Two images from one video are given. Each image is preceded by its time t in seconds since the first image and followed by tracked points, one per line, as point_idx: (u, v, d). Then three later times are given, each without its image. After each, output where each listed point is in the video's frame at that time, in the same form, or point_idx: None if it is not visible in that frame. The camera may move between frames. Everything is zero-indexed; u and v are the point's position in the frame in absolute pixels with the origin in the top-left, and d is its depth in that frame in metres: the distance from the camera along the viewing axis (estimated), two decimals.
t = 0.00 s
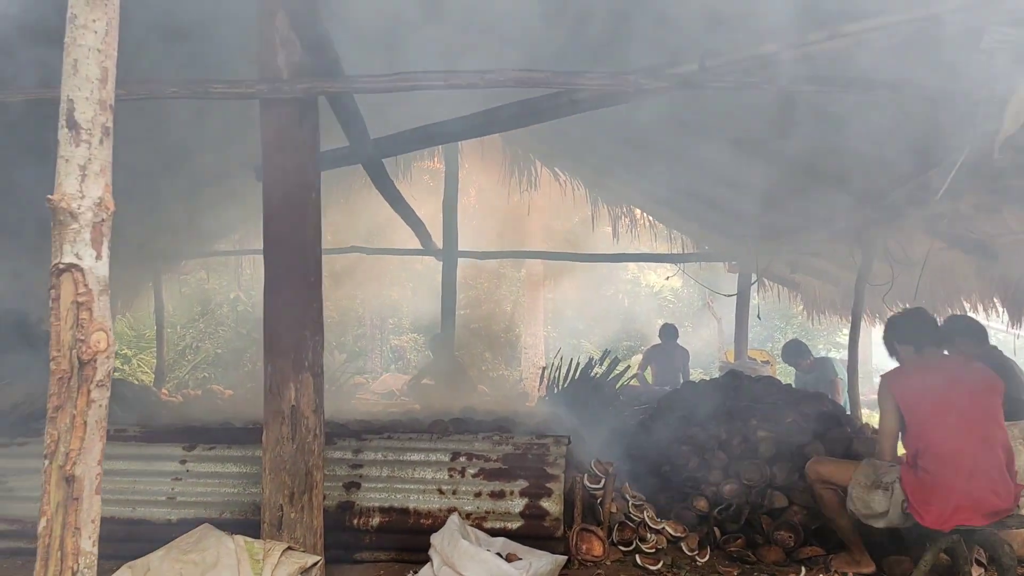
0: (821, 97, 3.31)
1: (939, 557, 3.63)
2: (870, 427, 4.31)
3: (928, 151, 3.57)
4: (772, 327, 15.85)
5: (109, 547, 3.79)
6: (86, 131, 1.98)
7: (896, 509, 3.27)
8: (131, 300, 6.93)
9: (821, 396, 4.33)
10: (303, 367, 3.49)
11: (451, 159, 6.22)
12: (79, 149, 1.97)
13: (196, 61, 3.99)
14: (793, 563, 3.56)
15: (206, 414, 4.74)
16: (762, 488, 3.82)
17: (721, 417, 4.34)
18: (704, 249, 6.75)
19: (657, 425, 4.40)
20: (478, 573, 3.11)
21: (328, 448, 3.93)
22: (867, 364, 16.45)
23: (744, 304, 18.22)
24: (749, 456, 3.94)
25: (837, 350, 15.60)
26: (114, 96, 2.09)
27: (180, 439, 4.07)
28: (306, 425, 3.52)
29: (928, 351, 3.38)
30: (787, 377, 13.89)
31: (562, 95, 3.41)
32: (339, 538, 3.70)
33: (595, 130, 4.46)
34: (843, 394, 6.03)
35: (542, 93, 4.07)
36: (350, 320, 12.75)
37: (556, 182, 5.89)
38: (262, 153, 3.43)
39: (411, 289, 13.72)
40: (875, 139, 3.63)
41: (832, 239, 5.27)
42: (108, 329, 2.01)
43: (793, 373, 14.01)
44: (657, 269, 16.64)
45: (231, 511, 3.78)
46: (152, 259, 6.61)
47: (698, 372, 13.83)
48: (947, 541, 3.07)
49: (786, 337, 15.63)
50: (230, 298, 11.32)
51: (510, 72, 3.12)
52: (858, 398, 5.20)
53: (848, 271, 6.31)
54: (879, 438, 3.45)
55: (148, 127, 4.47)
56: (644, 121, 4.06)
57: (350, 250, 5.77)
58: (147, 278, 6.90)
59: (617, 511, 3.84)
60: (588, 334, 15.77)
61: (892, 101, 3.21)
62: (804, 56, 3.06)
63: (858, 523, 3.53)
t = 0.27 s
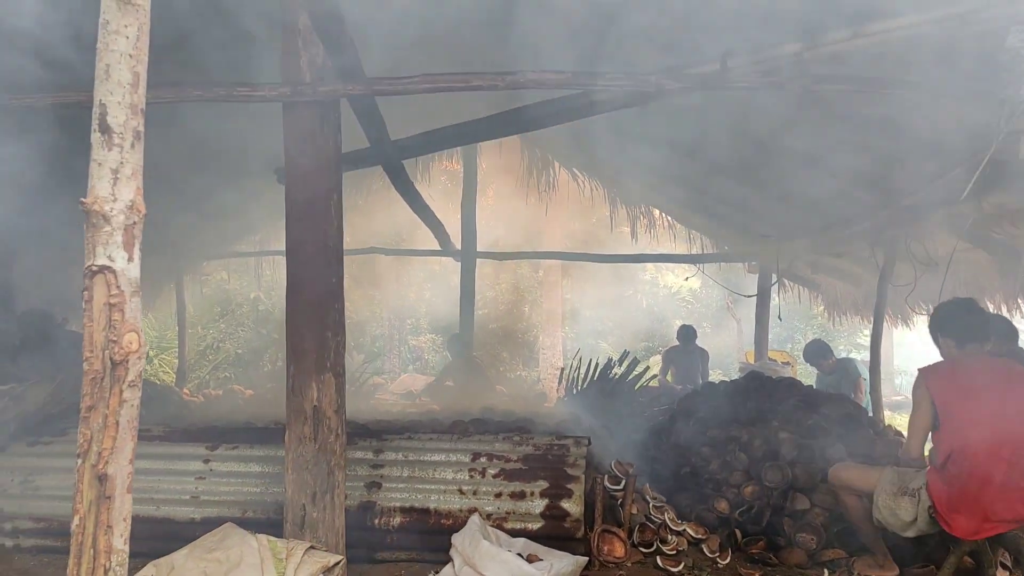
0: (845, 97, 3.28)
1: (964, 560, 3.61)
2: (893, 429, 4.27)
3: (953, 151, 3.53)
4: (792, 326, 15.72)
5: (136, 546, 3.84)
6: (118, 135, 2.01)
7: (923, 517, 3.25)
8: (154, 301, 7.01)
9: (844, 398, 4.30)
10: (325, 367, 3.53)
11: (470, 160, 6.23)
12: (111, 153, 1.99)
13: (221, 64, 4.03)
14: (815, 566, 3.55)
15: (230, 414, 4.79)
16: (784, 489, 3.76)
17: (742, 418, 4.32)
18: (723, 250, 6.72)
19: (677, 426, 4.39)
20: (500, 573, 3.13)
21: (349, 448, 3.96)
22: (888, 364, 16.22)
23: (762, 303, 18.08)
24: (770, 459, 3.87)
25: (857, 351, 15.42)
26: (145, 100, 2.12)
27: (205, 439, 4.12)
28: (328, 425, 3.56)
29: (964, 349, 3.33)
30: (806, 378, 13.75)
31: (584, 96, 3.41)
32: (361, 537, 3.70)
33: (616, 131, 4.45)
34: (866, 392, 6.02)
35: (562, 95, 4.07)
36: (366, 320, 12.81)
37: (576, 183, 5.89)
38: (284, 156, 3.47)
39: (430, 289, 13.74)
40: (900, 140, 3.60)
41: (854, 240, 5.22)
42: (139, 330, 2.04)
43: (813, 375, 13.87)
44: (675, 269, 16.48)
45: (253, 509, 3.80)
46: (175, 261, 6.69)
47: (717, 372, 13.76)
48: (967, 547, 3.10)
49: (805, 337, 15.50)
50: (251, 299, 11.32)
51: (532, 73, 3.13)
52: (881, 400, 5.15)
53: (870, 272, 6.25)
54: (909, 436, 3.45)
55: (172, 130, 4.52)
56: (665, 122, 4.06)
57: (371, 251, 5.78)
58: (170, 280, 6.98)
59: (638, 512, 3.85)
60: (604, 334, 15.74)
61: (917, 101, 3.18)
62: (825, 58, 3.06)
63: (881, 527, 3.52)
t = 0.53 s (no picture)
0: (854, 97, 3.27)
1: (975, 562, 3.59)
2: (903, 430, 4.24)
3: (963, 150, 3.51)
4: (800, 328, 15.64)
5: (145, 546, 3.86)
6: (127, 135, 2.03)
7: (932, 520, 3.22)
8: (163, 302, 7.05)
9: (852, 399, 4.28)
10: (334, 368, 3.54)
11: (478, 162, 6.25)
12: (120, 152, 2.01)
13: (229, 66, 4.06)
14: (824, 568, 3.54)
15: (238, 415, 4.81)
16: (792, 491, 3.76)
17: (750, 419, 4.29)
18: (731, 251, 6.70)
19: (685, 427, 4.38)
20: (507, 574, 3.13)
21: (357, 449, 3.97)
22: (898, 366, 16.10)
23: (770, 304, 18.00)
24: (779, 460, 3.88)
25: (866, 354, 15.32)
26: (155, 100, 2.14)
27: (213, 439, 4.13)
28: (336, 425, 3.58)
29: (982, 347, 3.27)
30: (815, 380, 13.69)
31: (591, 97, 3.41)
32: (369, 538, 3.70)
33: (623, 132, 4.45)
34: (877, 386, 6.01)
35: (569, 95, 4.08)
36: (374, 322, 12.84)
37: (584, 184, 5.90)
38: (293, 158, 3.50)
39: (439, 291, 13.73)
40: (909, 139, 3.58)
41: (863, 240, 5.20)
42: (148, 329, 2.05)
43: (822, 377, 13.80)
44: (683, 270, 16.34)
45: (261, 510, 3.81)
46: (185, 262, 6.73)
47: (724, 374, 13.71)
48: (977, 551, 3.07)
49: (814, 339, 15.42)
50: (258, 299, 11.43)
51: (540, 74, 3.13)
52: (890, 402, 5.12)
53: (879, 273, 6.21)
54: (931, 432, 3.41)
55: (181, 132, 4.55)
56: (673, 122, 4.05)
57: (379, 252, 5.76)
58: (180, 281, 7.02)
59: (646, 514, 3.81)
60: (611, 336, 15.72)
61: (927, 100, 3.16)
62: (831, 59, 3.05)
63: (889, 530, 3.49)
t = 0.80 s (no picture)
0: (848, 96, 3.27)
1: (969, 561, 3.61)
2: (899, 430, 4.24)
3: (958, 149, 3.51)
4: (797, 328, 15.65)
5: (138, 547, 3.85)
6: (117, 134, 2.03)
7: (927, 518, 3.26)
8: (159, 303, 7.06)
9: (847, 398, 4.29)
10: (328, 368, 3.53)
11: (474, 163, 6.27)
12: (110, 152, 2.01)
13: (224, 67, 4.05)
14: (820, 568, 3.52)
15: (233, 415, 4.81)
16: (789, 491, 3.73)
17: (746, 419, 4.29)
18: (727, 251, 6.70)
19: (681, 428, 4.38)
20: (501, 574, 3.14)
21: (352, 449, 3.94)
22: (894, 367, 16.09)
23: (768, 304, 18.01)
24: (775, 460, 3.82)
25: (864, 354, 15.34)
26: (145, 100, 2.14)
27: (208, 440, 4.13)
28: (331, 426, 3.56)
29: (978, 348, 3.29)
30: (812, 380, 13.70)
31: (586, 97, 3.41)
32: (365, 539, 3.71)
33: (618, 132, 4.45)
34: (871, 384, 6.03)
35: (564, 96, 4.08)
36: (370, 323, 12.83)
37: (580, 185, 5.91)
38: (288, 158, 3.50)
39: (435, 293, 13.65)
40: (905, 139, 3.58)
41: (858, 241, 5.21)
42: (138, 329, 2.05)
43: (818, 377, 13.82)
44: (679, 269, 16.26)
45: (255, 511, 3.80)
46: (180, 263, 6.75)
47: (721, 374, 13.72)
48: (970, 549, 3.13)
49: (811, 339, 15.43)
50: (253, 300, 11.41)
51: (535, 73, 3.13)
52: (886, 401, 5.12)
53: (875, 273, 6.22)
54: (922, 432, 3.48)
55: (176, 133, 4.55)
56: (668, 122, 4.05)
57: (373, 252, 5.71)
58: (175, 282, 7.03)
59: (641, 514, 3.84)
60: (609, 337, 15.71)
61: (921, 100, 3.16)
62: (825, 60, 3.04)
63: (885, 530, 3.48)
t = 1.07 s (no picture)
0: (830, 96, 3.28)
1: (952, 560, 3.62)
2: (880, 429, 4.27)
3: (938, 151, 3.53)
4: (782, 327, 15.75)
5: (113, 551, 3.79)
6: (88, 132, 2.00)
7: (906, 515, 3.34)
8: (139, 303, 6.99)
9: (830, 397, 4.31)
10: (311, 369, 3.51)
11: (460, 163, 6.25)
12: (80, 149, 1.98)
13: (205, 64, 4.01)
14: (803, 567, 3.52)
15: (215, 417, 4.77)
16: (770, 490, 3.80)
17: (730, 419, 4.30)
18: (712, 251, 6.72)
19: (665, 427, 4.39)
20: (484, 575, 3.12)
21: (335, 450, 3.88)
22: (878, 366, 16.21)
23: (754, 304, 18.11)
24: (759, 458, 3.91)
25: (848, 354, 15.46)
26: (117, 97, 2.11)
27: (189, 442, 4.10)
28: (314, 428, 3.53)
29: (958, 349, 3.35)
30: (796, 380, 13.79)
31: (569, 96, 3.40)
32: (347, 541, 3.66)
33: (602, 132, 4.45)
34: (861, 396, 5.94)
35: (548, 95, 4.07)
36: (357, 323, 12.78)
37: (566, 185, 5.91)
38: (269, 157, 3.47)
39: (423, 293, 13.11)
40: (886, 140, 3.60)
41: (841, 241, 5.24)
42: (109, 330, 2.02)
43: (802, 377, 13.90)
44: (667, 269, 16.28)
45: (237, 514, 3.79)
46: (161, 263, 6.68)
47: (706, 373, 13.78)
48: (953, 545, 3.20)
49: (796, 339, 15.53)
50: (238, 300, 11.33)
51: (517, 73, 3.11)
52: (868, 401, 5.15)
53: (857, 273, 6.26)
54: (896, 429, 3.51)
55: (156, 131, 4.50)
56: (651, 122, 4.05)
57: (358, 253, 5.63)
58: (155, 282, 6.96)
59: (626, 514, 3.81)
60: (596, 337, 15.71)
61: (902, 101, 3.17)
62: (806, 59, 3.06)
63: (866, 527, 3.54)
